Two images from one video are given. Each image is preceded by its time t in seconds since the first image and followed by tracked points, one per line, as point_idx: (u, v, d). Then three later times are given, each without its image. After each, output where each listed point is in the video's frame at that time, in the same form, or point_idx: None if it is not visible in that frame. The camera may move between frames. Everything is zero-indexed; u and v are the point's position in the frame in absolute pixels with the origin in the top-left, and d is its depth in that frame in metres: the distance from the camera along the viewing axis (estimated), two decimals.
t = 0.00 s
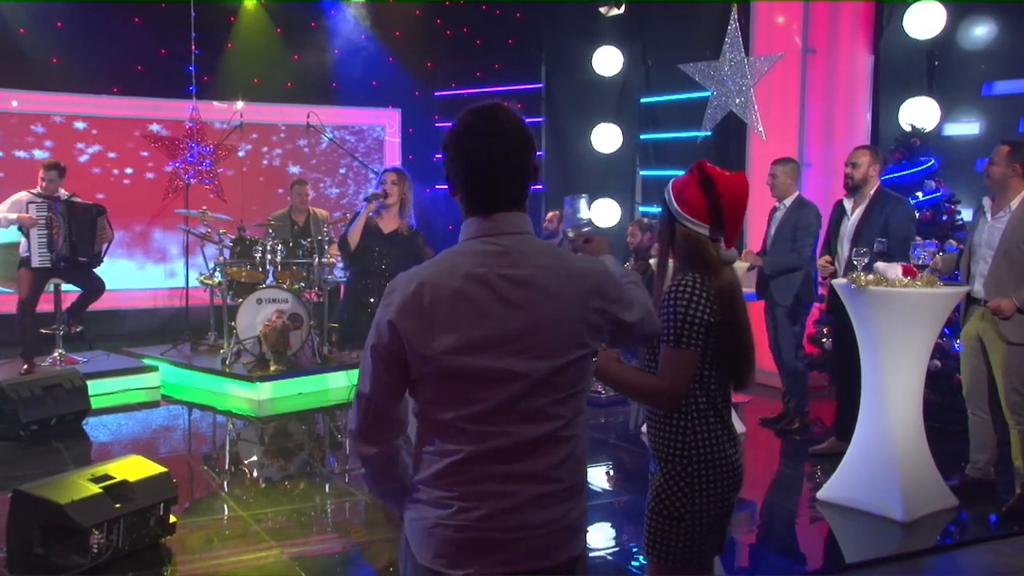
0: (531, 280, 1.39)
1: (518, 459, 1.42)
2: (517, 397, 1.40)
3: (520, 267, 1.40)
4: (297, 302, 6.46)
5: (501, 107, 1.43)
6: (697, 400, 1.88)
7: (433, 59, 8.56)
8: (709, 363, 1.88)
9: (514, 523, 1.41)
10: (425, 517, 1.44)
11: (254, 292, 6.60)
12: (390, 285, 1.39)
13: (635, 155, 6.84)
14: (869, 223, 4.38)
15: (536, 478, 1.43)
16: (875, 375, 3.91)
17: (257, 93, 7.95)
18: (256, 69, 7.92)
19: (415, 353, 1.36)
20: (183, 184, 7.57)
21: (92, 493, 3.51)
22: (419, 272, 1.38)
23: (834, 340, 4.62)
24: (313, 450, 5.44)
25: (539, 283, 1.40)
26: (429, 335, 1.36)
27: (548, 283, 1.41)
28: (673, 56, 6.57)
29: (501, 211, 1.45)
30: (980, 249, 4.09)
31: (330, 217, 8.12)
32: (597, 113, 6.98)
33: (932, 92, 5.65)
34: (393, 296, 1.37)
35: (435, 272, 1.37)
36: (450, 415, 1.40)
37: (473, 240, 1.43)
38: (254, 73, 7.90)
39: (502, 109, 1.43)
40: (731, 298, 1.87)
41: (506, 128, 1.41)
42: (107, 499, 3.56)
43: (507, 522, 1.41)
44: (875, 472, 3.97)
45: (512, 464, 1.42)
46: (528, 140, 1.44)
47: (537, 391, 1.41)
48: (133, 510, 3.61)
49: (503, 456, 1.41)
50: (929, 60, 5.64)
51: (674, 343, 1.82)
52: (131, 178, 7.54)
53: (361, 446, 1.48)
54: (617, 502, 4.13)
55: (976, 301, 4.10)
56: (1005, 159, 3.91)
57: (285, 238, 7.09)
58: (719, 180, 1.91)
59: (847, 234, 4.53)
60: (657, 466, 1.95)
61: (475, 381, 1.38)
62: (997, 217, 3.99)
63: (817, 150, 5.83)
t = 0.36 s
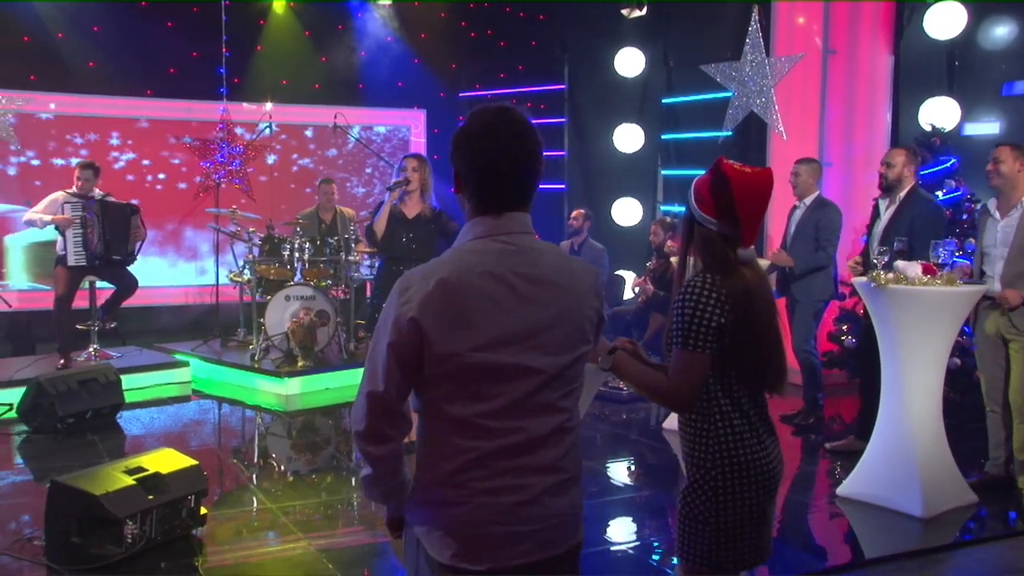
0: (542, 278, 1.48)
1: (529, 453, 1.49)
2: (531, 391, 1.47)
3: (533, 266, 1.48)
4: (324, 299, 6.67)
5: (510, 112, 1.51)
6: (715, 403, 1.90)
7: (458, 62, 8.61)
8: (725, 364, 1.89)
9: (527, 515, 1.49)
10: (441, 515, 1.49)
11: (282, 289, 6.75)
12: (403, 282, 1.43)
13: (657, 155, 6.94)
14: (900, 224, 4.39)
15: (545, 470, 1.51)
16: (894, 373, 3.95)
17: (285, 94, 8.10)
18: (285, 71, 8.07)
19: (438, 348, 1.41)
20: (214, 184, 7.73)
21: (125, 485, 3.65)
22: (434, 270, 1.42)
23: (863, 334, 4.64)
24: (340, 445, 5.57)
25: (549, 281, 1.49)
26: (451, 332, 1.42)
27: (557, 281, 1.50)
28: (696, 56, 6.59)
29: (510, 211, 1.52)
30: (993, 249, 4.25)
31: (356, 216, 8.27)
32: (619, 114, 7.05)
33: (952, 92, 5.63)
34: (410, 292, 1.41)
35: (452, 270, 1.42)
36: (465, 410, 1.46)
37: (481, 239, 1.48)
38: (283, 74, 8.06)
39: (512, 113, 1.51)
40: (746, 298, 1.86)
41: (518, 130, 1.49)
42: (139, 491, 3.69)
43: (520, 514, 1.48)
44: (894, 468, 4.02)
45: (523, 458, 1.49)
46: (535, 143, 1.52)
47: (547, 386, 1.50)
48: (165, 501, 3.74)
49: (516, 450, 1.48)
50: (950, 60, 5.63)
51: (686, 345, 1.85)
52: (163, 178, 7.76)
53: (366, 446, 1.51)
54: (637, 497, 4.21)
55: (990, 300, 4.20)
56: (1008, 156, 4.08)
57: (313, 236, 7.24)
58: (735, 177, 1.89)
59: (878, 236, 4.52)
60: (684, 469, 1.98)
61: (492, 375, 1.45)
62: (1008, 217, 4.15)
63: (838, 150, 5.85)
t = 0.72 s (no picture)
0: (567, 281, 1.56)
1: (553, 453, 1.55)
2: (553, 391, 1.54)
3: (556, 268, 1.55)
4: (350, 296, 6.80)
5: (539, 119, 1.56)
6: (736, 408, 1.95)
7: (482, 62, 8.85)
8: (747, 371, 1.94)
9: (551, 517, 1.55)
10: (469, 515, 1.54)
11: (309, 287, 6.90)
12: (427, 282, 1.48)
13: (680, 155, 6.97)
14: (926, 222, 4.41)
15: (568, 472, 1.57)
16: (917, 372, 3.96)
17: (313, 95, 8.22)
18: (313, 72, 8.19)
19: (466, 347, 1.47)
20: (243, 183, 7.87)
21: (156, 478, 3.76)
22: (459, 270, 1.48)
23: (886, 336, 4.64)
24: (366, 439, 5.66)
25: (572, 284, 1.56)
26: (477, 331, 1.47)
27: (579, 285, 1.57)
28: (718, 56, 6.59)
29: (534, 215, 1.57)
30: (1016, 249, 4.25)
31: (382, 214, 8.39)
32: (643, 113, 7.06)
33: (977, 89, 5.75)
34: (435, 292, 1.46)
35: (477, 270, 1.48)
36: (488, 410, 1.52)
37: (504, 241, 1.54)
38: (311, 75, 8.18)
39: (538, 119, 1.56)
40: (771, 303, 1.90)
41: (546, 138, 1.55)
42: (170, 484, 3.81)
43: (544, 515, 1.54)
44: (916, 466, 4.04)
45: (545, 459, 1.54)
46: (561, 150, 1.57)
47: (568, 388, 1.56)
48: (195, 493, 3.84)
49: (540, 451, 1.53)
50: (974, 58, 5.75)
51: (708, 348, 1.90)
52: (193, 182, 7.92)
53: (392, 443, 1.55)
54: (659, 492, 4.26)
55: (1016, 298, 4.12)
56: None
57: (339, 234, 7.36)
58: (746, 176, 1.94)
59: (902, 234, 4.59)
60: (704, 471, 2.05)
61: (516, 376, 1.51)
62: None
63: (861, 150, 5.88)
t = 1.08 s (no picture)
0: (606, 272, 1.58)
1: (589, 436, 1.59)
2: (590, 378, 1.56)
3: (594, 259, 1.57)
4: (377, 293, 6.90)
5: (594, 114, 1.61)
6: (762, 399, 2.05)
7: (507, 65, 8.93)
8: (774, 364, 2.02)
9: (587, 494, 1.59)
10: (505, 490, 1.61)
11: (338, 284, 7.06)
12: (472, 271, 1.55)
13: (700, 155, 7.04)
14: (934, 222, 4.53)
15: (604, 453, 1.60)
16: (934, 369, 4.02)
17: (342, 97, 8.40)
18: (342, 76, 8.37)
19: (502, 333, 1.52)
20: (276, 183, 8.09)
21: (192, 469, 3.95)
22: (499, 260, 1.53)
23: (895, 333, 4.70)
24: (393, 433, 5.82)
25: (610, 275, 1.58)
26: (514, 318, 1.52)
27: (618, 276, 1.59)
28: (736, 59, 6.78)
29: (581, 209, 1.62)
30: None
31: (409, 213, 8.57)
32: (664, 114, 7.16)
33: (993, 92, 5.58)
34: (476, 281, 1.53)
35: (515, 260, 1.53)
36: (524, 394, 1.57)
37: (550, 234, 1.59)
38: (340, 78, 8.36)
39: (595, 113, 1.62)
40: (795, 298, 1.98)
41: (599, 134, 1.59)
42: (204, 475, 3.98)
43: (580, 493, 1.58)
44: (932, 462, 4.11)
45: (580, 440, 1.58)
46: (615, 148, 1.62)
47: (607, 374, 1.59)
48: (228, 485, 4.01)
49: (575, 433, 1.58)
50: (991, 62, 5.59)
51: (736, 345, 1.98)
52: (227, 189, 8.16)
53: (439, 420, 1.62)
54: (679, 486, 4.37)
55: None
56: None
57: (367, 233, 7.55)
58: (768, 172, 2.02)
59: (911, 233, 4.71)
60: (728, 460, 2.14)
61: (551, 362, 1.55)
62: None
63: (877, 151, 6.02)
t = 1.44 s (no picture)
0: (658, 271, 1.56)
1: (642, 435, 1.58)
2: (642, 379, 1.55)
3: (647, 259, 1.57)
4: (404, 292, 7.06)
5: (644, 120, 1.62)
6: (785, 394, 2.12)
7: (531, 67, 9.10)
8: (799, 360, 2.09)
9: (638, 493, 1.59)
10: (560, 487, 1.62)
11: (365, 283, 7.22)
12: (529, 273, 1.58)
13: (720, 156, 7.13)
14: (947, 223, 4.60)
15: (656, 453, 1.60)
16: (952, 367, 4.08)
17: (369, 100, 8.56)
18: (370, 79, 8.53)
19: (555, 333, 1.54)
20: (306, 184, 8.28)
21: (225, 462, 4.10)
22: (555, 262, 1.57)
23: (906, 331, 4.78)
24: (418, 428, 5.96)
25: (663, 275, 1.56)
26: (567, 318, 1.54)
27: (671, 277, 1.57)
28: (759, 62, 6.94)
29: (634, 212, 1.63)
30: None
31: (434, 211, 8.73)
32: (685, 116, 7.11)
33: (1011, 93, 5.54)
34: (532, 282, 1.56)
35: (571, 261, 1.55)
36: (580, 392, 1.58)
37: (605, 236, 1.61)
38: (367, 81, 8.52)
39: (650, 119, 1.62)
40: (821, 298, 2.05)
41: (649, 139, 1.60)
42: (237, 468, 4.13)
43: (629, 491, 1.58)
44: (950, 459, 4.16)
45: (632, 440, 1.58)
46: (665, 152, 1.62)
47: (662, 374, 1.57)
48: (259, 477, 4.16)
49: (627, 432, 1.58)
50: (1009, 64, 5.55)
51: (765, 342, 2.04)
52: (257, 195, 8.39)
53: (499, 417, 1.70)
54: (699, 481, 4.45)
55: None
56: None
57: (394, 232, 7.71)
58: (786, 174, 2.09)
59: (923, 235, 4.80)
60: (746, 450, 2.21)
61: (605, 361, 1.55)
62: None
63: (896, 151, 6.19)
